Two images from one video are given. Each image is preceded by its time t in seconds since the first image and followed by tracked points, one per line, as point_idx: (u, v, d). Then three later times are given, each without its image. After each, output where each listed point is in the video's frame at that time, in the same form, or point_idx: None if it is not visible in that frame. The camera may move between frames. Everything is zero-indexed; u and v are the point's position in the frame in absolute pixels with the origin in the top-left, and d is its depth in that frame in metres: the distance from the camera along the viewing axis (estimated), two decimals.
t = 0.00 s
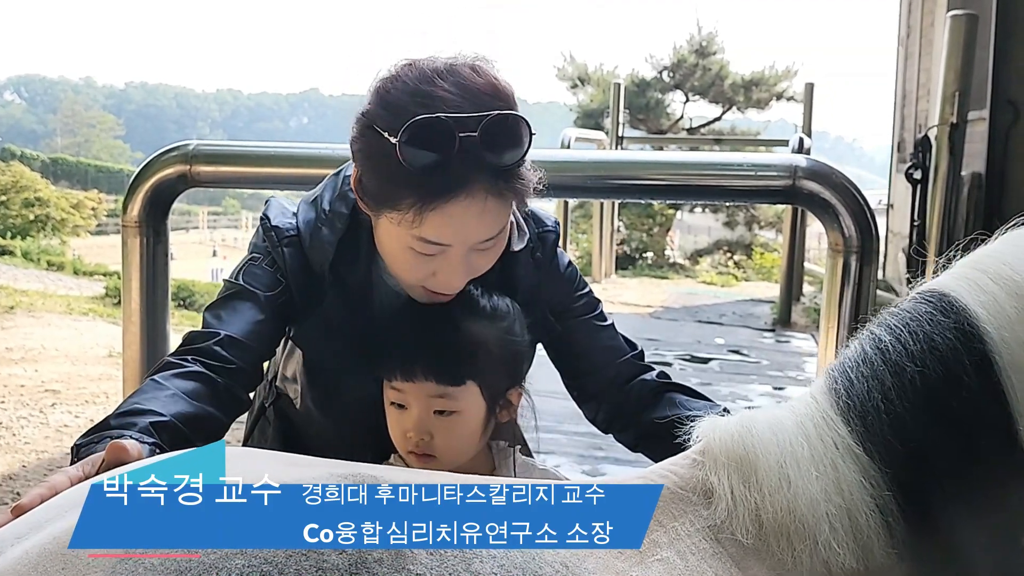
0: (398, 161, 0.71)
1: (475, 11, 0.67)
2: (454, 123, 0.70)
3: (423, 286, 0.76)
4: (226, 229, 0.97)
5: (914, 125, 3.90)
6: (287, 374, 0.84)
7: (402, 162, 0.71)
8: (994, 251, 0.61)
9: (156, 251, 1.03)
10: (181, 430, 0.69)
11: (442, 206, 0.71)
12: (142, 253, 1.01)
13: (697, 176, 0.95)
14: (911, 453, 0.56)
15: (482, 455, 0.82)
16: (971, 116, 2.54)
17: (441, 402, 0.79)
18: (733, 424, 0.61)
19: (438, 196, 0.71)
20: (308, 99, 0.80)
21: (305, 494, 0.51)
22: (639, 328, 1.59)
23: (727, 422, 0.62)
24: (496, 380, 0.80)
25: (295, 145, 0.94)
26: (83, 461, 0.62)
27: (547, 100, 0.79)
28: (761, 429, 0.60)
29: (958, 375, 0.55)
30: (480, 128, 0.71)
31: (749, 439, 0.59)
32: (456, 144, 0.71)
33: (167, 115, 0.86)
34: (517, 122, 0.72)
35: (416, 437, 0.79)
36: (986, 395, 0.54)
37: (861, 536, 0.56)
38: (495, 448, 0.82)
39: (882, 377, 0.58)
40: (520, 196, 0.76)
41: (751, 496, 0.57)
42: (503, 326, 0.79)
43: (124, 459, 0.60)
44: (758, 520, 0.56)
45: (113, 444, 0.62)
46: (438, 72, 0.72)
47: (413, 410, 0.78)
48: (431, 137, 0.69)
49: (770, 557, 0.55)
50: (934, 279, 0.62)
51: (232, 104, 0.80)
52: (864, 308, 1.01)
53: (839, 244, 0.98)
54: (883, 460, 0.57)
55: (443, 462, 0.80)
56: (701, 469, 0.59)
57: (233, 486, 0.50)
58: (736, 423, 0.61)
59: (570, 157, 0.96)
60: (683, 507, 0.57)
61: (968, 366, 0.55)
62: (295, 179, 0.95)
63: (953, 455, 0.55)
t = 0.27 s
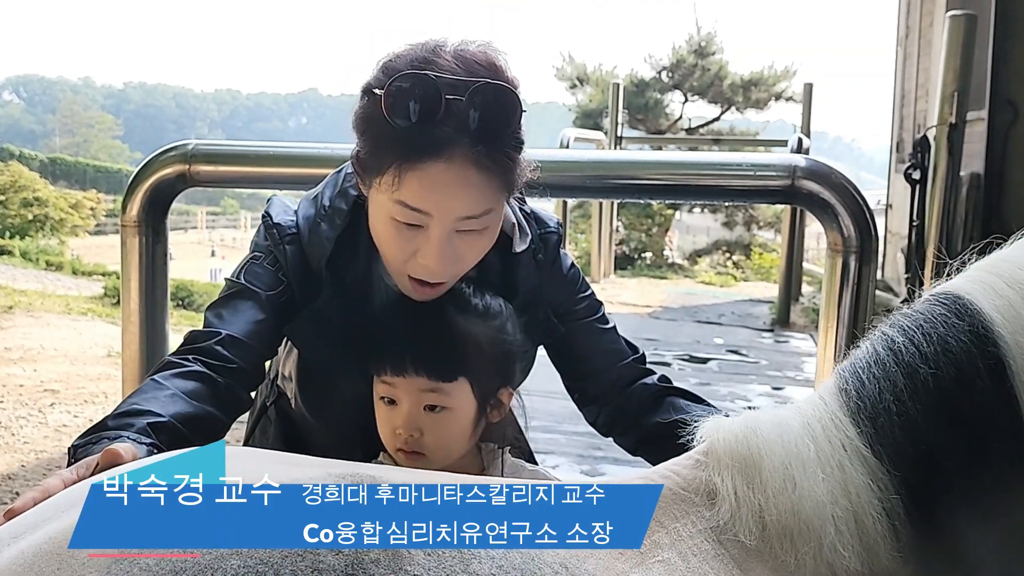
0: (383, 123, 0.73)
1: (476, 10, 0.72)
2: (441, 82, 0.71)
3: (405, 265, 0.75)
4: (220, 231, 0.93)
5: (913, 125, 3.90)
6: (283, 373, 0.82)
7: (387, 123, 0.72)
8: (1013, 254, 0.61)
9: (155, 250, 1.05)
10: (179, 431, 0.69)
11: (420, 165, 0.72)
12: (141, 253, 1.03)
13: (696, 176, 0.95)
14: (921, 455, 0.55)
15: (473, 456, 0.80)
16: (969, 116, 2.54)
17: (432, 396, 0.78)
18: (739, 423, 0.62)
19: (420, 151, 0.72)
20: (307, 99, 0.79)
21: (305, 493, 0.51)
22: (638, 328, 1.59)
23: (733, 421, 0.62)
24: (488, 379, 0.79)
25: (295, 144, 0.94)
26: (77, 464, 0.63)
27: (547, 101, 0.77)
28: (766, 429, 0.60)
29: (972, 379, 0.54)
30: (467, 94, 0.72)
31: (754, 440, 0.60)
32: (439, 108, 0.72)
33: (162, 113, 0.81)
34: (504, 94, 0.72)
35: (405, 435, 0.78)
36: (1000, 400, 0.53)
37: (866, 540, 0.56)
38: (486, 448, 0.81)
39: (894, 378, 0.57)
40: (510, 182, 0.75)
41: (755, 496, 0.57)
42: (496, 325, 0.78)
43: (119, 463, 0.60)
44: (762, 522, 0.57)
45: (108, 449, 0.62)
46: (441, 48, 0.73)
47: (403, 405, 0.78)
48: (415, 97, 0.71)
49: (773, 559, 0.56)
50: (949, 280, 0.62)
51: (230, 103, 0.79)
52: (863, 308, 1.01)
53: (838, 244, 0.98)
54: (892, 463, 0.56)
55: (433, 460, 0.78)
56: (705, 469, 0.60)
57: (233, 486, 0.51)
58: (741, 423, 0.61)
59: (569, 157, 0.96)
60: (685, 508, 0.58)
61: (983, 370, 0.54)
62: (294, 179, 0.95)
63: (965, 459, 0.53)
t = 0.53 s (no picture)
0: (380, 109, 0.70)
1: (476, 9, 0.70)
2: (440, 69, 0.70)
3: (403, 254, 0.73)
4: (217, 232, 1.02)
5: (911, 125, 3.91)
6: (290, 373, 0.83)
7: (384, 109, 0.70)
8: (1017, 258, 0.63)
9: (156, 249, 1.01)
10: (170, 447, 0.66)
11: (418, 153, 0.70)
12: (143, 252, 1.00)
13: (696, 175, 0.95)
14: (932, 453, 0.57)
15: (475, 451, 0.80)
16: (968, 116, 2.54)
17: (435, 391, 0.78)
18: (746, 419, 0.62)
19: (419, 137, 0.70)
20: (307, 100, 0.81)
21: (305, 494, 0.51)
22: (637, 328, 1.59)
23: (740, 417, 0.62)
24: (491, 374, 0.79)
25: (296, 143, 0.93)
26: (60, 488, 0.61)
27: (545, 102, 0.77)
28: (774, 426, 0.60)
29: (986, 381, 0.56)
30: (466, 82, 0.70)
31: (761, 436, 0.60)
32: (437, 95, 0.70)
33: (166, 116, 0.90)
34: (504, 84, 0.70)
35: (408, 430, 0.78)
36: (1012, 400, 0.55)
37: (872, 538, 0.56)
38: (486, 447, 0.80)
39: (908, 377, 0.59)
40: (509, 173, 0.73)
41: (761, 492, 0.57)
42: (499, 320, 0.78)
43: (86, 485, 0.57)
44: (768, 518, 0.57)
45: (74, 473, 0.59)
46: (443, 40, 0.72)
47: (405, 400, 0.77)
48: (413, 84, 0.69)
49: (778, 554, 0.56)
50: (960, 284, 0.63)
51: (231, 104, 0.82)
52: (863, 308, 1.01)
53: (837, 242, 0.98)
54: (901, 462, 0.57)
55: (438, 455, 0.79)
56: (711, 466, 0.60)
57: (233, 486, 0.50)
58: (748, 419, 0.62)
59: (569, 156, 0.96)
60: (690, 504, 0.58)
61: (996, 371, 0.56)
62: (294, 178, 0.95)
63: (976, 459, 0.56)
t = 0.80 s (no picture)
0: (385, 101, 0.66)
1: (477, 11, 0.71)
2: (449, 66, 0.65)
3: (408, 252, 0.69)
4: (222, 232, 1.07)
5: (908, 126, 3.93)
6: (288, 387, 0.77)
7: (389, 102, 0.66)
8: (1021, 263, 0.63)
9: (156, 250, 1.01)
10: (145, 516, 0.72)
11: (424, 148, 0.66)
12: (144, 252, 1.00)
13: (693, 176, 0.96)
14: (932, 457, 0.57)
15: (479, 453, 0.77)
16: (964, 117, 2.55)
17: (435, 395, 0.74)
18: (747, 419, 0.62)
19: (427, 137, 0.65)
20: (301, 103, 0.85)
21: (305, 493, 0.51)
22: (635, 328, 1.60)
23: (741, 417, 0.62)
24: (492, 376, 0.74)
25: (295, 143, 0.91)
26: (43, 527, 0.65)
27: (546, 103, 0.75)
28: (775, 427, 0.61)
29: (990, 386, 0.57)
30: (474, 77, 0.65)
31: (762, 435, 0.60)
32: (444, 89, 0.65)
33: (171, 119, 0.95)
34: (513, 79, 0.66)
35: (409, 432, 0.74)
36: (1014, 406, 0.56)
37: (871, 540, 0.57)
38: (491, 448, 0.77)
39: (910, 381, 0.59)
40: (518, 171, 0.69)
41: (762, 492, 0.58)
42: (500, 323, 0.73)
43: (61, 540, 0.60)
44: (768, 518, 0.57)
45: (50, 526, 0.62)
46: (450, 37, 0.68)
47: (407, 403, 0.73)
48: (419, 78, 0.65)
49: (777, 554, 0.56)
50: (964, 288, 0.64)
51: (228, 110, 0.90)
52: (860, 309, 1.01)
53: (834, 243, 0.98)
54: (901, 464, 0.58)
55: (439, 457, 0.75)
56: (712, 467, 0.60)
57: (232, 486, 0.51)
58: (750, 419, 0.62)
59: (568, 157, 0.96)
60: (690, 503, 0.58)
61: (1000, 376, 0.56)
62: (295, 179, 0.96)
63: (975, 462, 0.56)
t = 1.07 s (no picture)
0: (391, 89, 0.66)
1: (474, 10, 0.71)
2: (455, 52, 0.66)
3: (414, 242, 0.68)
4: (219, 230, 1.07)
5: (907, 127, 3.94)
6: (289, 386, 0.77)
7: (395, 90, 0.66)
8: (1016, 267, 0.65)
9: (156, 249, 1.01)
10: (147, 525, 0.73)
11: (430, 131, 0.65)
12: (144, 252, 1.00)
13: (692, 177, 0.96)
14: (931, 457, 0.58)
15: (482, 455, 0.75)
16: (963, 118, 2.56)
17: (439, 396, 0.72)
18: (746, 419, 0.62)
19: (434, 124, 0.65)
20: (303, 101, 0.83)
21: (305, 493, 0.51)
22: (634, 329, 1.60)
23: (739, 417, 0.62)
24: (497, 377, 0.73)
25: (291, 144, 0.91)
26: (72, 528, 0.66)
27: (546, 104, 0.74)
28: (774, 428, 0.61)
29: (988, 388, 0.58)
30: (478, 63, 0.66)
31: (761, 436, 0.60)
32: (448, 75, 0.66)
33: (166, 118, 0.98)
34: (516, 64, 0.66)
35: (413, 433, 0.73)
36: (1013, 408, 0.57)
37: (870, 539, 0.57)
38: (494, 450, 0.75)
39: (911, 383, 0.60)
40: (523, 163, 0.69)
41: (760, 494, 0.58)
42: (505, 326, 0.72)
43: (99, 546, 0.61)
44: (766, 518, 0.57)
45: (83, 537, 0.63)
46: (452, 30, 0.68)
47: (411, 405, 0.72)
48: (424, 64, 0.65)
49: (776, 553, 0.56)
50: (962, 291, 0.65)
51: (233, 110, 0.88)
52: (859, 309, 1.01)
53: (832, 244, 0.99)
54: (900, 465, 0.59)
55: (442, 460, 0.74)
56: (711, 467, 0.60)
57: (233, 486, 0.51)
58: (748, 419, 0.62)
59: (567, 158, 0.96)
60: (688, 503, 0.58)
61: (1000, 380, 0.58)
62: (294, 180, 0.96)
63: (974, 462, 0.57)
